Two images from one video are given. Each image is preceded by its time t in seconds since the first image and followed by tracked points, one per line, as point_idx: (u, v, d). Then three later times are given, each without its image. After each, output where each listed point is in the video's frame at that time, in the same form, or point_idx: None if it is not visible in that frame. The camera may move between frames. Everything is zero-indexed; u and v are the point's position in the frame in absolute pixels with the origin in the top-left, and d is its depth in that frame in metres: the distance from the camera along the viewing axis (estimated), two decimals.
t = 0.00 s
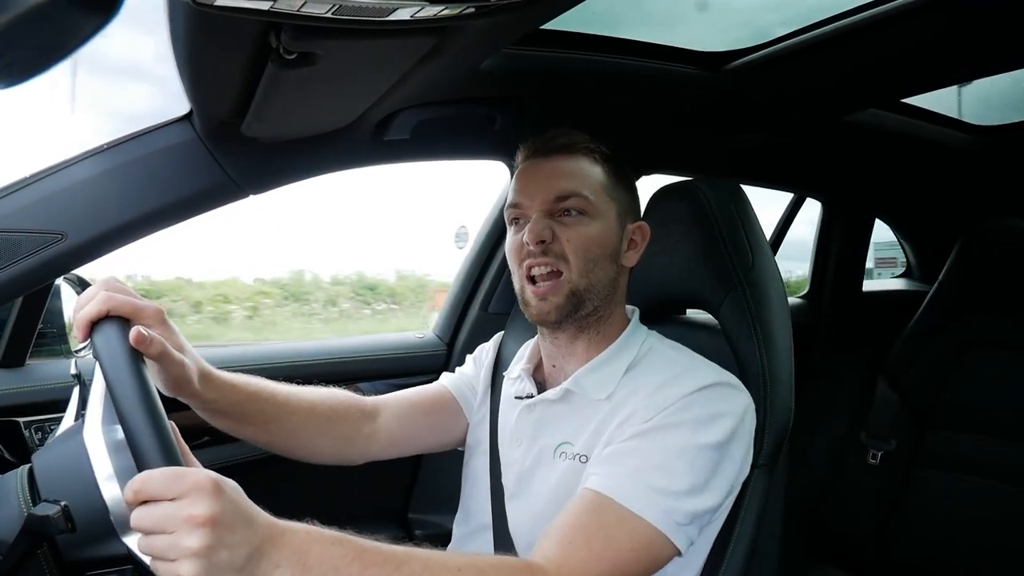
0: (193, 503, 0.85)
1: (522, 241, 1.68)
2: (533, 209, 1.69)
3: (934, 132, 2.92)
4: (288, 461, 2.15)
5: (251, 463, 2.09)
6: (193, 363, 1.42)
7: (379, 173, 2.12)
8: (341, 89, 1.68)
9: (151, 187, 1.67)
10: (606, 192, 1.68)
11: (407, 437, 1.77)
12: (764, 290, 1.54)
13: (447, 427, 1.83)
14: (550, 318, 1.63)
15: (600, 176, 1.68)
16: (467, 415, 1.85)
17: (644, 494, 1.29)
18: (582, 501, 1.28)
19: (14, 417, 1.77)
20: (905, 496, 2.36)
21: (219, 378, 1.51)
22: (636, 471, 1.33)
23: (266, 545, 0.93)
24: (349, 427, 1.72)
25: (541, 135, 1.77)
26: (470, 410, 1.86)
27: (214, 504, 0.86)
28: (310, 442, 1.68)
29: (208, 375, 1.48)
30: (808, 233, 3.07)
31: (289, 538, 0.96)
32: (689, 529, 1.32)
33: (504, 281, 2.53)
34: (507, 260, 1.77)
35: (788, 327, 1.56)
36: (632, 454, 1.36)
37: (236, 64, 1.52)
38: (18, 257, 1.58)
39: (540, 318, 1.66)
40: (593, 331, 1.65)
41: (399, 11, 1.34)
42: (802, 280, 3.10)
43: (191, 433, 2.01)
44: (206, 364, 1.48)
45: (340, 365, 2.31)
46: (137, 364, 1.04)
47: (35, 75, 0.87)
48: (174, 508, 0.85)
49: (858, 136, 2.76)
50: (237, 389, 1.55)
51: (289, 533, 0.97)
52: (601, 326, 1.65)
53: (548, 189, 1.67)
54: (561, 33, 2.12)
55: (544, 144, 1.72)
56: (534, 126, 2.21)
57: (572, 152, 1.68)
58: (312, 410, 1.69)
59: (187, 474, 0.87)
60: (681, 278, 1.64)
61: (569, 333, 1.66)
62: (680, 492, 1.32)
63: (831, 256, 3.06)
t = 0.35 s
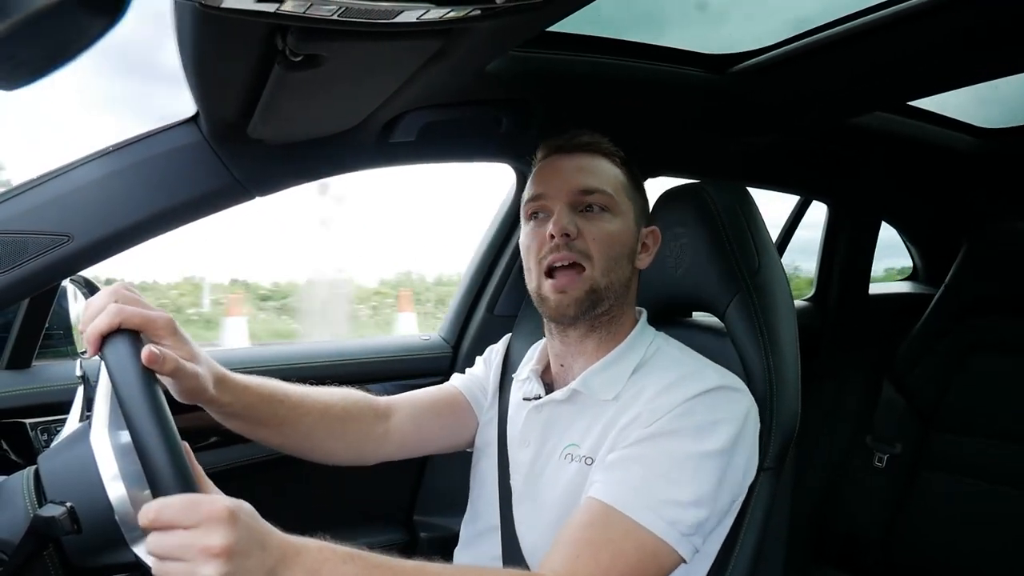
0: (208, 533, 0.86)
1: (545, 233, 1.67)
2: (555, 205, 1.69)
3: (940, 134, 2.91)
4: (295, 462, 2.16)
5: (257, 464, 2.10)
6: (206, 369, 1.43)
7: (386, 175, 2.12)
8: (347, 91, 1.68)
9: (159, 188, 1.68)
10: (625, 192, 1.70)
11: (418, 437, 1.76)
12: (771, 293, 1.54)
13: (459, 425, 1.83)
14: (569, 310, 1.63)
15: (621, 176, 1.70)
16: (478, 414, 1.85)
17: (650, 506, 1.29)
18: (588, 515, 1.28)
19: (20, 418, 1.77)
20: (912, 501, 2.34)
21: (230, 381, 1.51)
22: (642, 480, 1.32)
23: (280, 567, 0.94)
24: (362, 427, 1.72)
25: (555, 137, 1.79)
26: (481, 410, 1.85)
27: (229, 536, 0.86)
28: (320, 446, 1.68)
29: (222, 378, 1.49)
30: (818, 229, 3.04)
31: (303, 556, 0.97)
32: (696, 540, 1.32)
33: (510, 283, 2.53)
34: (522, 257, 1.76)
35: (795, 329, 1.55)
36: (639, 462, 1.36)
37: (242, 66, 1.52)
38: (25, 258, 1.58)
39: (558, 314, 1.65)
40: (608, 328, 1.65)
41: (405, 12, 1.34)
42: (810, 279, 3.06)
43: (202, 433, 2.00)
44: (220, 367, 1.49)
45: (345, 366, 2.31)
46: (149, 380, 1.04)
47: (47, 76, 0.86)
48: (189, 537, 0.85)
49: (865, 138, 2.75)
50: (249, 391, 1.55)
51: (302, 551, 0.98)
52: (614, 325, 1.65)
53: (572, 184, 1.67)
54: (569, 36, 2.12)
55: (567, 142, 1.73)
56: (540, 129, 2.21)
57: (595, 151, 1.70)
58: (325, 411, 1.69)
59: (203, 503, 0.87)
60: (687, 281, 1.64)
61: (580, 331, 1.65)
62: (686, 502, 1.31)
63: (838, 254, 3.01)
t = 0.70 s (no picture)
0: None
1: (533, 244, 1.66)
2: (542, 213, 1.68)
3: (941, 133, 2.90)
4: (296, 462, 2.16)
5: (258, 465, 2.10)
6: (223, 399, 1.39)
7: (385, 175, 2.13)
8: (346, 91, 1.68)
9: (161, 188, 1.68)
10: (614, 193, 1.66)
11: (428, 437, 1.77)
12: (770, 291, 1.53)
13: (464, 426, 1.83)
14: (563, 318, 1.63)
15: (608, 178, 1.66)
16: (481, 414, 1.86)
17: (650, 520, 1.31)
18: (593, 532, 1.31)
19: (21, 419, 1.78)
20: (913, 500, 2.34)
21: (248, 400, 1.48)
22: (645, 493, 1.34)
23: None
24: (371, 430, 1.71)
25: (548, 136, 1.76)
26: (484, 411, 1.86)
27: None
28: (334, 452, 1.66)
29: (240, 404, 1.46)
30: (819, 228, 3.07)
31: None
32: (698, 549, 1.34)
33: (511, 283, 2.53)
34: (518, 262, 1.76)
35: (795, 328, 1.55)
36: (639, 470, 1.37)
37: (242, 66, 1.52)
38: (26, 259, 1.58)
39: (551, 322, 1.66)
40: (606, 328, 1.65)
41: (405, 12, 1.34)
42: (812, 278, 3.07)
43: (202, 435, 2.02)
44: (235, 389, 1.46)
45: (345, 366, 2.31)
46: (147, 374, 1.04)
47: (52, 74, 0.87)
48: None
49: (865, 137, 2.74)
50: (265, 407, 1.53)
51: None
52: (612, 323, 1.65)
53: (557, 192, 1.66)
54: (569, 36, 2.12)
55: (552, 146, 1.71)
56: (540, 128, 2.21)
57: (581, 155, 1.68)
58: (339, 416, 1.68)
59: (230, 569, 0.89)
60: (688, 279, 1.64)
61: (578, 333, 1.65)
62: (687, 512, 1.33)
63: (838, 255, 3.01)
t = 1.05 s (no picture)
0: None
1: (524, 252, 1.68)
2: (535, 220, 1.69)
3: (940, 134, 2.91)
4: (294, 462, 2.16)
5: (256, 467, 2.10)
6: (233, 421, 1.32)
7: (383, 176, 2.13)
8: (345, 92, 1.68)
9: (160, 189, 1.68)
10: (609, 199, 1.65)
11: (429, 440, 1.76)
12: (769, 293, 1.53)
13: (465, 428, 1.83)
14: (550, 323, 1.64)
15: (604, 184, 1.66)
16: (483, 415, 1.85)
17: (651, 532, 1.36)
18: (595, 544, 1.36)
19: (19, 420, 1.78)
20: (912, 502, 2.35)
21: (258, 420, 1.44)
22: (645, 505, 1.38)
23: None
24: (375, 436, 1.70)
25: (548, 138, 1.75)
26: (484, 411, 1.86)
27: None
28: (337, 465, 1.65)
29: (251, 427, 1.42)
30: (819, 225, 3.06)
31: None
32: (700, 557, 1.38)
33: (510, 283, 2.53)
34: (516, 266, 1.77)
35: (794, 329, 1.55)
36: (640, 483, 1.40)
37: (241, 66, 1.52)
38: (24, 260, 1.58)
39: (543, 326, 1.66)
40: (598, 333, 1.64)
41: (404, 13, 1.34)
42: (810, 276, 3.07)
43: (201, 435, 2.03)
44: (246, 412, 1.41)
45: (344, 367, 2.31)
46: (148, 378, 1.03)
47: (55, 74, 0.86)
48: None
49: (864, 138, 2.75)
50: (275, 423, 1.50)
51: None
52: (605, 328, 1.64)
53: (549, 200, 1.67)
54: (569, 37, 2.12)
55: (550, 150, 1.70)
56: (539, 129, 2.21)
57: (577, 160, 1.67)
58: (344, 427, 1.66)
59: None
60: (686, 281, 1.64)
61: (574, 338, 1.66)
62: (688, 523, 1.37)
63: (837, 256, 3.01)
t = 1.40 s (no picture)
0: None
1: (521, 258, 1.67)
2: (533, 226, 1.67)
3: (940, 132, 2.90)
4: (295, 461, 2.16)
5: (257, 465, 2.10)
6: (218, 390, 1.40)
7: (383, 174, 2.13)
8: (346, 91, 1.68)
9: (159, 189, 1.68)
10: (608, 209, 1.62)
11: (425, 437, 1.77)
12: (770, 295, 1.53)
13: (463, 423, 1.82)
14: (544, 330, 1.63)
15: (604, 194, 1.62)
16: (481, 413, 1.85)
17: (656, 541, 1.36)
18: (603, 556, 1.37)
19: (20, 420, 1.78)
20: (912, 500, 2.35)
21: (245, 396, 1.50)
22: (648, 513, 1.38)
23: None
24: (369, 427, 1.72)
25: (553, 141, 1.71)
26: (484, 408, 1.85)
27: None
28: (330, 451, 1.67)
29: (235, 400, 1.47)
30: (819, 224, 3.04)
31: None
32: (706, 564, 1.38)
33: (510, 282, 2.53)
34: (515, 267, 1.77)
35: (794, 330, 1.55)
36: (643, 491, 1.40)
37: (240, 65, 1.52)
38: (26, 260, 1.58)
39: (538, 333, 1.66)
40: (594, 341, 1.64)
41: (403, 12, 1.34)
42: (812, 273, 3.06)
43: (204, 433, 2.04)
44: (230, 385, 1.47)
45: (344, 365, 2.30)
46: (151, 390, 1.03)
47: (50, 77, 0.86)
48: None
49: (864, 136, 2.75)
50: (263, 404, 1.54)
51: None
52: (602, 336, 1.64)
53: (547, 208, 1.65)
54: (568, 36, 2.12)
55: (551, 156, 1.67)
56: (539, 128, 2.21)
57: (578, 168, 1.63)
58: (336, 414, 1.68)
59: None
60: (687, 280, 1.64)
61: (570, 344, 1.65)
62: (693, 530, 1.36)
63: (837, 253, 3.01)
